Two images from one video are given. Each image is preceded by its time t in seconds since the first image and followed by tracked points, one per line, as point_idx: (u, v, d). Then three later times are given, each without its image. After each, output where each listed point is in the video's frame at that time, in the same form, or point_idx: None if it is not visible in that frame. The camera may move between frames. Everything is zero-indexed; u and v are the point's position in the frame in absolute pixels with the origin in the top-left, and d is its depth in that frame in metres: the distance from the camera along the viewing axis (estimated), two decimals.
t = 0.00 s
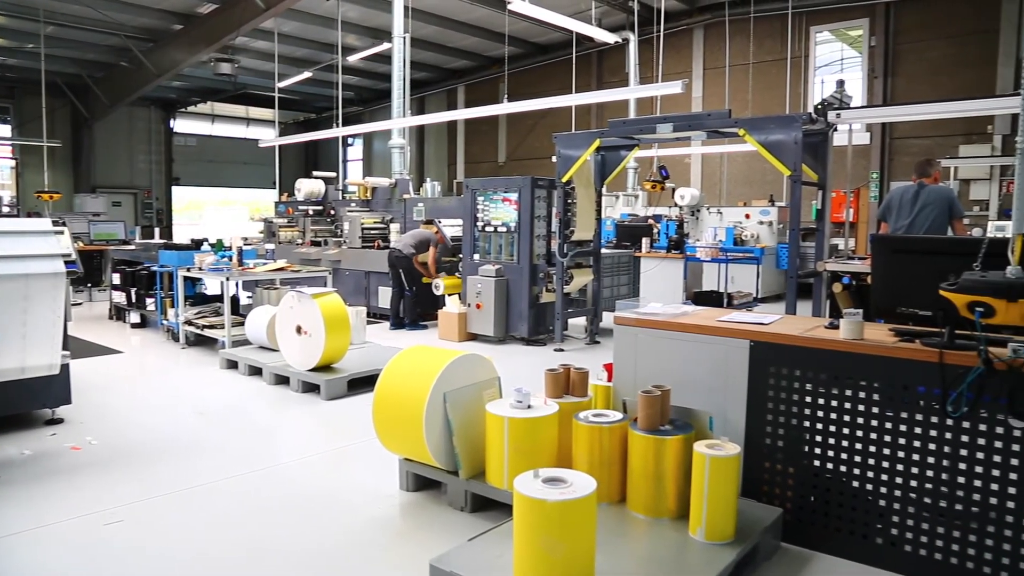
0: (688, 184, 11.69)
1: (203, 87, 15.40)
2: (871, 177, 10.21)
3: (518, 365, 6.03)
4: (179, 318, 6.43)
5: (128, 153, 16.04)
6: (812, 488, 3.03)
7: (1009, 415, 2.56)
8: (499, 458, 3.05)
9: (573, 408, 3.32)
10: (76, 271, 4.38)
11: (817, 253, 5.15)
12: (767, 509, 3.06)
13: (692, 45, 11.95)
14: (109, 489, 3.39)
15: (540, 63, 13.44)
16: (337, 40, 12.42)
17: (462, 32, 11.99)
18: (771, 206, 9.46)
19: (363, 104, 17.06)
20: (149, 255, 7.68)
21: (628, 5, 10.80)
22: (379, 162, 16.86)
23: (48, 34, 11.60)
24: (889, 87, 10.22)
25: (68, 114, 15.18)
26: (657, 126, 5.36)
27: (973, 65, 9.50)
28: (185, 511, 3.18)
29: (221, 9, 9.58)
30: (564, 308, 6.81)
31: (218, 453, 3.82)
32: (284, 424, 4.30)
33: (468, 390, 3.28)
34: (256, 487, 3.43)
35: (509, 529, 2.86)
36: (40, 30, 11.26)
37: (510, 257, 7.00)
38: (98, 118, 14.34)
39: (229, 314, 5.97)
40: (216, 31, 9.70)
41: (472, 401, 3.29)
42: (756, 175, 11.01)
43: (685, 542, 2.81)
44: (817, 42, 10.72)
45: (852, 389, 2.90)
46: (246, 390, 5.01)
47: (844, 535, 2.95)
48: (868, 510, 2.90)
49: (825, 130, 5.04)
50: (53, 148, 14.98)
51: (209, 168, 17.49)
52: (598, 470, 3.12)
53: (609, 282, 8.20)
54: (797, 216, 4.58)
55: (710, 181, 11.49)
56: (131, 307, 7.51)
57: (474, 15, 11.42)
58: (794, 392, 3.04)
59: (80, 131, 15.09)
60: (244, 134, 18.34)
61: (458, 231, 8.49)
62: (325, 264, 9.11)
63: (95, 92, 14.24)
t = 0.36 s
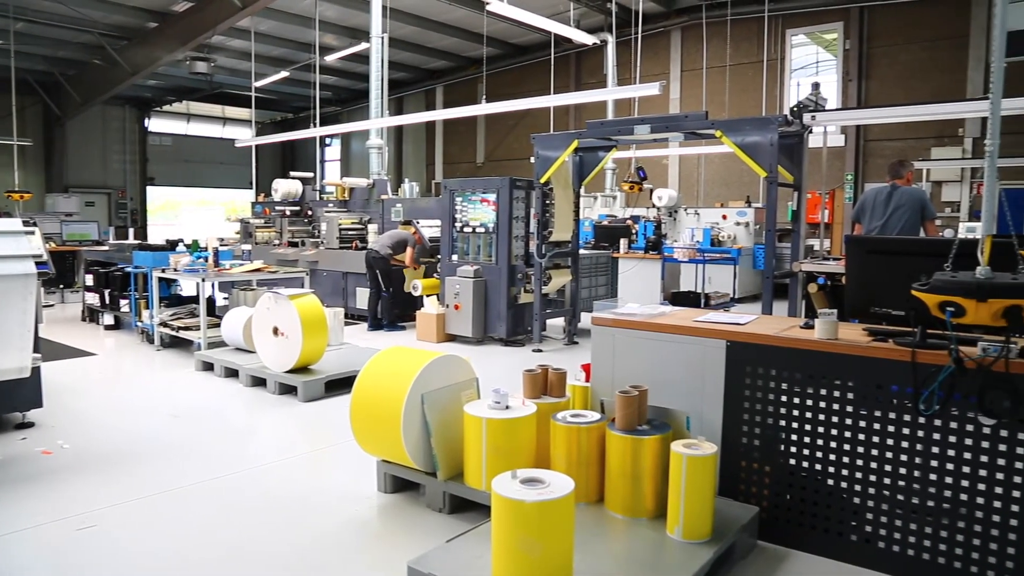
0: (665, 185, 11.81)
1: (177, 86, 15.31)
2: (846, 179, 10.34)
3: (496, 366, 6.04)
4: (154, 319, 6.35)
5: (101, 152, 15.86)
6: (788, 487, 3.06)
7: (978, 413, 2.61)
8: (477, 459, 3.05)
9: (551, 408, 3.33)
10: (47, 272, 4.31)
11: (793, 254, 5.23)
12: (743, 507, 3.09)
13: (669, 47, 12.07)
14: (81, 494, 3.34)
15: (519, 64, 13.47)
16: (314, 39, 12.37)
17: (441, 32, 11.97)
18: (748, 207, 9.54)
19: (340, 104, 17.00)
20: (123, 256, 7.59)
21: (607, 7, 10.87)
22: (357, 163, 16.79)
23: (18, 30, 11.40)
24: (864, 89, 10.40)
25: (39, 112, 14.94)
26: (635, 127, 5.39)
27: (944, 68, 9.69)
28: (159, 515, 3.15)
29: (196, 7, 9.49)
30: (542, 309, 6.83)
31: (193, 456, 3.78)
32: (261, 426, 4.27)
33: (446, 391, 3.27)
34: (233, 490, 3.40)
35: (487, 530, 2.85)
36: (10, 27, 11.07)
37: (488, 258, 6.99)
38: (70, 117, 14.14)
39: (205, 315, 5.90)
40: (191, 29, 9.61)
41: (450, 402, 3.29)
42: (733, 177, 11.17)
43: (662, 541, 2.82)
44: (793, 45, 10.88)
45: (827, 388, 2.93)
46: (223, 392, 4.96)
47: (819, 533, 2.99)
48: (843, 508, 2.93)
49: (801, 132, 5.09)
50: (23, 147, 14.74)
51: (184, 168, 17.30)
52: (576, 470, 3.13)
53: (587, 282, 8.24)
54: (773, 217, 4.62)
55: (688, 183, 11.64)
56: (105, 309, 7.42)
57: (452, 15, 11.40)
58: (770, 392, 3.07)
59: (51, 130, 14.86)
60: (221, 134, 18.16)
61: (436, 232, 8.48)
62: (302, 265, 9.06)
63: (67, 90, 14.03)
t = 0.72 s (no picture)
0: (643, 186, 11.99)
1: (151, 84, 15.15)
2: (821, 181, 10.53)
3: (473, 366, 6.05)
4: (128, 321, 6.28)
5: (73, 151, 15.63)
6: (763, 485, 3.09)
7: (949, 410, 2.65)
8: (454, 459, 3.05)
9: (528, 408, 3.34)
10: (17, 274, 4.25)
11: (769, 254, 5.30)
12: (719, 506, 3.12)
13: (647, 48, 12.23)
14: (52, 499, 3.29)
15: (497, 65, 13.53)
16: (291, 39, 12.30)
17: (420, 32, 11.94)
18: (724, 208, 9.65)
19: (317, 104, 16.93)
20: (96, 257, 7.49)
21: (585, 9, 10.98)
22: (335, 163, 16.70)
23: None
24: (838, 92, 10.62)
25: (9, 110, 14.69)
26: (612, 129, 5.42)
27: (918, 72, 9.97)
28: (132, 519, 3.11)
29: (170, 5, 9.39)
30: (520, 310, 6.86)
31: (168, 460, 3.75)
32: (238, 428, 4.24)
33: (423, 392, 3.27)
34: (209, 494, 3.37)
35: (465, 531, 2.86)
36: None
37: (466, 258, 6.99)
38: (41, 115, 13.91)
39: (180, 317, 5.85)
40: (165, 28, 9.50)
41: (427, 403, 3.28)
42: (709, 178, 11.38)
43: (640, 540, 2.84)
44: (769, 48, 11.10)
45: (802, 388, 2.97)
46: (199, 394, 4.92)
47: (794, 530, 3.02)
48: (817, 506, 2.96)
49: (777, 134, 5.15)
50: None
51: (158, 168, 17.12)
52: (553, 471, 3.14)
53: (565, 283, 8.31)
54: (749, 218, 4.66)
55: (666, 184, 11.84)
56: (77, 310, 7.33)
57: (430, 15, 11.37)
58: (746, 391, 3.10)
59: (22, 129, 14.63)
60: (196, 133, 17.99)
61: (414, 233, 8.48)
62: (278, 266, 9.02)
63: (38, 88, 13.81)
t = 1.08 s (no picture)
0: (621, 186, 12.16)
1: (126, 83, 14.96)
2: (796, 181, 10.72)
3: (452, 367, 6.05)
4: (102, 323, 6.21)
5: (46, 150, 15.41)
6: (741, 484, 3.11)
7: (922, 408, 2.69)
8: (433, 460, 3.04)
9: (507, 409, 3.35)
10: None
11: (746, 254, 5.35)
12: (697, 505, 3.14)
13: (625, 49, 12.38)
14: (23, 505, 3.24)
15: (476, 65, 13.59)
16: (268, 38, 12.22)
17: (399, 32, 11.91)
18: (702, 209, 9.74)
19: (295, 104, 16.85)
20: (69, 257, 7.40)
21: (564, 10, 11.08)
22: (313, 163, 16.62)
23: None
24: (813, 94, 10.82)
25: None
26: (590, 129, 5.45)
27: (891, 75, 10.19)
28: (106, 524, 3.07)
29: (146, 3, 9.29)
30: (499, 310, 6.87)
31: (143, 463, 3.70)
32: (215, 431, 4.20)
33: (402, 392, 3.27)
34: (184, 497, 3.34)
35: (444, 532, 2.85)
36: None
37: (445, 259, 6.99)
38: (13, 113, 13.68)
39: (155, 319, 5.79)
40: (140, 26, 9.39)
41: (406, 404, 3.28)
42: (686, 179, 11.57)
43: (618, 540, 2.85)
44: (745, 50, 11.31)
45: (778, 387, 3.00)
46: (174, 397, 4.87)
47: (771, 528, 3.05)
48: (794, 503, 2.99)
49: (753, 135, 5.20)
50: None
51: (133, 167, 16.92)
52: (532, 471, 3.14)
53: (544, 283, 8.38)
54: (726, 219, 4.70)
55: (644, 184, 12.01)
56: (50, 312, 7.22)
57: (408, 15, 11.35)
58: (723, 390, 3.13)
59: None
60: (172, 133, 17.83)
61: (393, 233, 8.46)
62: (255, 267, 8.97)
63: (8, 86, 13.57)
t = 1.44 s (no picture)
0: (600, 187, 12.25)
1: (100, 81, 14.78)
2: (773, 182, 10.82)
3: (431, 368, 6.04)
4: (76, 325, 6.13)
5: (17, 149, 15.18)
6: (719, 483, 3.14)
7: (896, 407, 2.73)
8: (412, 461, 3.04)
9: (486, 410, 3.36)
10: None
11: (724, 255, 5.40)
12: (676, 505, 3.16)
13: (604, 51, 12.46)
14: None
15: (455, 66, 13.59)
16: (245, 37, 12.15)
17: (378, 32, 11.87)
18: (681, 209, 9.80)
19: (272, 104, 16.76)
20: (41, 258, 7.30)
21: (542, 11, 11.11)
22: (291, 163, 16.52)
23: None
24: (790, 96, 10.96)
25: None
26: (570, 130, 5.48)
27: (866, 78, 10.33)
28: (80, 528, 3.04)
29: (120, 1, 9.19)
30: (478, 311, 6.87)
31: (118, 467, 3.66)
32: (191, 433, 4.17)
33: (380, 393, 3.26)
34: (161, 501, 3.31)
35: (423, 534, 2.85)
36: None
37: (424, 259, 6.98)
38: None
39: (130, 320, 5.73)
40: (114, 24, 9.28)
41: (384, 405, 3.27)
42: (665, 180, 11.71)
43: (598, 540, 2.86)
44: (723, 52, 11.42)
45: (755, 386, 3.03)
46: (150, 399, 4.82)
47: (748, 526, 3.07)
48: (770, 502, 3.02)
49: (731, 137, 5.26)
50: None
51: (107, 167, 16.70)
52: (511, 471, 3.15)
53: (523, 284, 8.40)
54: (704, 220, 4.72)
55: (623, 185, 12.11)
56: (22, 314, 7.13)
57: (387, 15, 11.31)
58: (701, 390, 3.15)
59: None
60: (148, 132, 17.62)
61: (371, 233, 8.43)
62: (232, 268, 8.91)
63: None
